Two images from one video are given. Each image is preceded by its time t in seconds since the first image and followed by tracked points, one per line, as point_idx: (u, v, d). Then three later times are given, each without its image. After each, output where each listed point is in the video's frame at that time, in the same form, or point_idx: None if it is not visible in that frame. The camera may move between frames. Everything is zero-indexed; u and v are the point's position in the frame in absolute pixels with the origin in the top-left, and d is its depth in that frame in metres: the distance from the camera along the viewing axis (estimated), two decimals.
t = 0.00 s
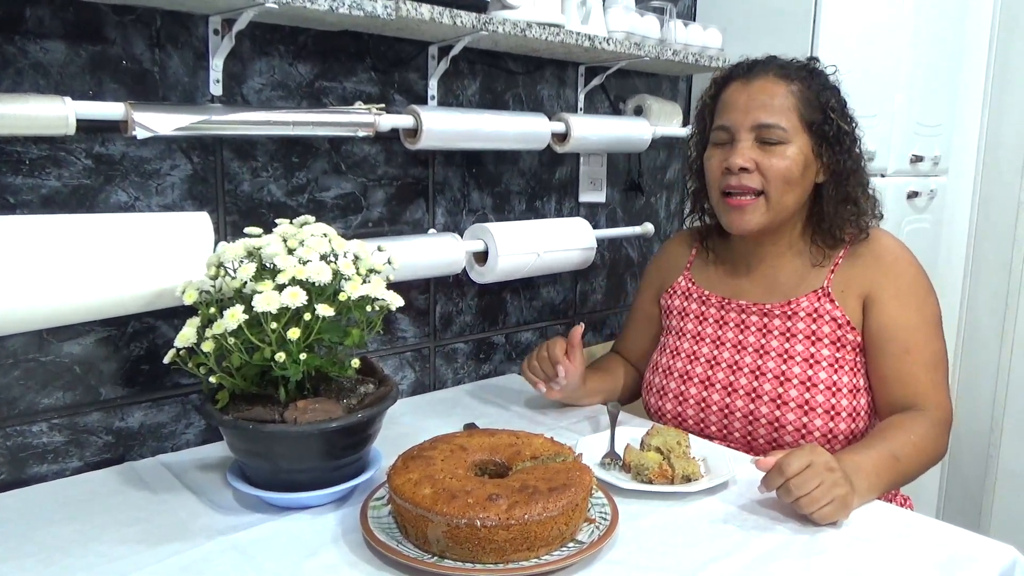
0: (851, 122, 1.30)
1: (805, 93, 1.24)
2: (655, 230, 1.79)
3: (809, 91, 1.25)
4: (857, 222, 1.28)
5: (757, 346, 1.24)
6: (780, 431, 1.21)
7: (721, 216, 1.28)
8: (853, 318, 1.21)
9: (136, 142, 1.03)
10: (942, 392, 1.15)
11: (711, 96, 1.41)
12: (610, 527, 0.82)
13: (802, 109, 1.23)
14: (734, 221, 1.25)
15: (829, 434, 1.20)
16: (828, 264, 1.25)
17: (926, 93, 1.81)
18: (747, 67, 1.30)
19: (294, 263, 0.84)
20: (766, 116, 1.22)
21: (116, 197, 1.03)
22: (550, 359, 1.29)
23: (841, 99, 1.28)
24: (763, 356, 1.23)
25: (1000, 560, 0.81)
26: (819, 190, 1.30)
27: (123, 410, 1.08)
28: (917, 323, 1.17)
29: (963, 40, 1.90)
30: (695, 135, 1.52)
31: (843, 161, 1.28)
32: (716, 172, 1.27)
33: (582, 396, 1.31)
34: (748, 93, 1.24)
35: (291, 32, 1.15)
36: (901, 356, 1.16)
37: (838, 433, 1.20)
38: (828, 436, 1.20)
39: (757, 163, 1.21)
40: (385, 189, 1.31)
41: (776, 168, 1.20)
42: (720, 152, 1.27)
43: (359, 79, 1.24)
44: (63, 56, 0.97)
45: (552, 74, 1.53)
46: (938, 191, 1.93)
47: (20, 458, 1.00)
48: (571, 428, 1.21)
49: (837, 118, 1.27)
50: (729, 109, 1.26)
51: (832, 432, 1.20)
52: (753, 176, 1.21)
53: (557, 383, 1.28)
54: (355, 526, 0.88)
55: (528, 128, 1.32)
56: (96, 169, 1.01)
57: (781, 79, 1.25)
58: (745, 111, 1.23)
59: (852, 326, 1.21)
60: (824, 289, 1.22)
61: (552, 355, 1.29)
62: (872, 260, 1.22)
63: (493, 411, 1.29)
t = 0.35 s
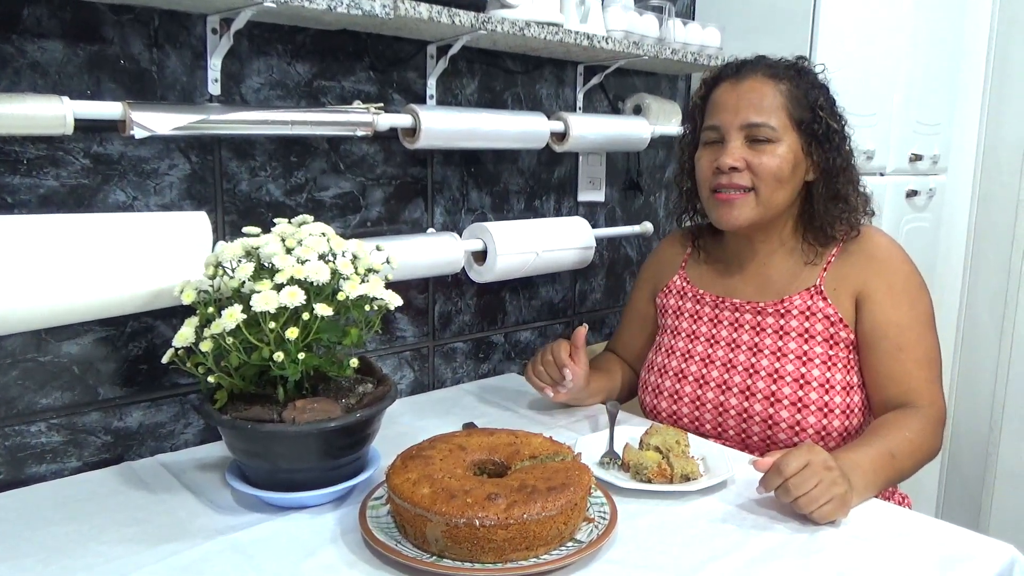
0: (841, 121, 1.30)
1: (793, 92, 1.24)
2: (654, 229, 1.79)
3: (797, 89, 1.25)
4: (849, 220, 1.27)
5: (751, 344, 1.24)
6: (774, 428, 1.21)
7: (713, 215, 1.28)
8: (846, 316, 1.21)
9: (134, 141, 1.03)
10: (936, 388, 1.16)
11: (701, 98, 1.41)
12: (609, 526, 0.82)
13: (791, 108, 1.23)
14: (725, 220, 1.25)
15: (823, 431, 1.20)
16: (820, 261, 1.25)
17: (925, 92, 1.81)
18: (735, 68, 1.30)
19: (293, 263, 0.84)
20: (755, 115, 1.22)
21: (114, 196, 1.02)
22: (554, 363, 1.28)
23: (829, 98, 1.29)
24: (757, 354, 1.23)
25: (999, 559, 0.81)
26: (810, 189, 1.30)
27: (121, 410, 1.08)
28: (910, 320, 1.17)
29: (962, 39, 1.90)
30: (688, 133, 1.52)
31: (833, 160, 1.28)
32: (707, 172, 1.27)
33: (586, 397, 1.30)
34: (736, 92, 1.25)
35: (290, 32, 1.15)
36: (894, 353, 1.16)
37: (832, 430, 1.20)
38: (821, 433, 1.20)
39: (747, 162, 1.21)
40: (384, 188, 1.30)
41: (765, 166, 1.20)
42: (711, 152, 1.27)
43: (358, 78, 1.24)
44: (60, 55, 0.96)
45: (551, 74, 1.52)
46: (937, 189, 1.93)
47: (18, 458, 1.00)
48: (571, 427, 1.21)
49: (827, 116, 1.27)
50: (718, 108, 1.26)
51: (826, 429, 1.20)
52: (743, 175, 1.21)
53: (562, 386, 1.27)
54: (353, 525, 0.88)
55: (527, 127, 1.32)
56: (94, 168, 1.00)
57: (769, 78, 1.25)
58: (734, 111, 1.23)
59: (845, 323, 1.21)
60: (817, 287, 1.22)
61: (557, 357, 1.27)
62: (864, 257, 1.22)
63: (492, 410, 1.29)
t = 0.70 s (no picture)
0: (841, 120, 1.30)
1: (793, 96, 1.24)
2: (653, 229, 1.79)
3: (797, 92, 1.24)
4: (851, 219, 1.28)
5: (752, 343, 1.24)
6: (775, 426, 1.21)
7: (716, 219, 1.28)
8: (848, 316, 1.21)
9: (133, 141, 1.03)
10: (936, 388, 1.15)
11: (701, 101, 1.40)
12: (609, 525, 0.82)
13: (790, 113, 1.23)
14: (728, 223, 1.25)
15: (824, 429, 1.20)
16: (823, 260, 1.25)
17: (924, 92, 1.81)
18: (734, 71, 1.29)
19: (292, 263, 0.84)
20: (756, 122, 1.21)
21: (113, 196, 1.02)
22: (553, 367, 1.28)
23: (829, 99, 1.28)
24: (759, 352, 1.23)
25: (999, 559, 0.81)
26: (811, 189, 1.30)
27: (121, 410, 1.08)
28: (911, 319, 1.17)
29: (961, 38, 1.90)
30: (688, 133, 1.52)
31: (834, 161, 1.27)
32: (710, 177, 1.27)
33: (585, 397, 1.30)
34: (737, 99, 1.24)
35: (289, 31, 1.15)
36: (895, 352, 1.16)
37: (833, 428, 1.19)
38: (823, 431, 1.20)
39: (749, 170, 1.20)
40: (383, 188, 1.30)
41: (768, 173, 1.19)
42: (713, 158, 1.27)
43: (357, 78, 1.24)
44: (59, 55, 0.96)
45: (550, 74, 1.52)
46: (936, 189, 1.93)
47: (18, 458, 1.00)
48: (570, 427, 1.21)
49: (826, 118, 1.26)
50: (719, 114, 1.25)
51: (827, 427, 1.19)
52: (745, 181, 1.21)
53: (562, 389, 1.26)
54: (353, 526, 0.88)
55: (526, 126, 1.32)
56: (93, 168, 1.00)
57: (768, 82, 1.24)
58: (734, 118, 1.23)
59: (847, 322, 1.21)
60: (819, 285, 1.22)
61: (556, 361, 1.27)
62: (866, 257, 1.22)
63: (492, 410, 1.29)
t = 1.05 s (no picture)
0: (851, 128, 1.28)
1: (803, 109, 1.22)
2: (653, 229, 1.79)
3: (808, 104, 1.22)
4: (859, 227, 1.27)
5: (757, 341, 1.24)
6: (778, 426, 1.21)
7: (725, 227, 1.28)
8: (852, 317, 1.21)
9: (133, 141, 1.03)
10: (939, 392, 1.15)
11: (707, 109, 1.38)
12: (609, 525, 0.82)
13: (801, 126, 1.21)
14: (736, 233, 1.26)
15: (826, 429, 1.19)
16: (828, 263, 1.25)
17: (924, 92, 1.81)
18: (743, 81, 1.27)
19: (292, 263, 0.84)
20: (766, 138, 1.20)
21: (113, 196, 1.02)
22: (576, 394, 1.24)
23: (840, 108, 1.26)
24: (763, 350, 1.23)
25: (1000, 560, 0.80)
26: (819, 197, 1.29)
27: (121, 410, 1.08)
28: (914, 320, 1.17)
29: (962, 38, 1.90)
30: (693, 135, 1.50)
31: (843, 171, 1.26)
32: (719, 188, 1.26)
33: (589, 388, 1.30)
34: (746, 113, 1.22)
35: (289, 31, 1.15)
36: (898, 354, 1.16)
37: (835, 428, 1.19)
38: (824, 431, 1.20)
39: (759, 185, 1.20)
40: (383, 188, 1.30)
41: (777, 190, 1.19)
42: (722, 169, 1.26)
43: (357, 78, 1.24)
44: (59, 55, 0.96)
45: (550, 74, 1.52)
46: (936, 189, 1.93)
47: (17, 458, 1.00)
48: (571, 428, 1.21)
49: (837, 128, 1.24)
50: (728, 127, 1.24)
51: (830, 427, 1.19)
52: (755, 196, 1.21)
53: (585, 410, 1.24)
54: (353, 525, 0.88)
55: (525, 126, 1.32)
56: (93, 168, 1.00)
57: (778, 95, 1.22)
58: (744, 132, 1.21)
59: (851, 322, 1.21)
60: (823, 286, 1.23)
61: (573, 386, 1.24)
62: (873, 259, 1.22)
63: (492, 410, 1.29)
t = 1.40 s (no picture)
0: (833, 147, 1.19)
1: (776, 140, 1.12)
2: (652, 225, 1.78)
3: (780, 134, 1.13)
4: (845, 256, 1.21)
5: (746, 355, 1.23)
6: (775, 440, 1.21)
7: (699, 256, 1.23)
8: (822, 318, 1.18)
9: (128, 138, 1.03)
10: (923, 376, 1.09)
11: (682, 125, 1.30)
12: (607, 522, 0.82)
13: (771, 159, 1.12)
14: (709, 262, 1.21)
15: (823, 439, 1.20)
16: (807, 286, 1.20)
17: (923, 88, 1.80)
18: (712, 104, 1.17)
19: (287, 260, 0.83)
20: (733, 174, 1.12)
21: (108, 193, 1.02)
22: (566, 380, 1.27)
23: (819, 131, 1.16)
24: (755, 364, 1.22)
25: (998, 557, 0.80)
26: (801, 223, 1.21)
27: (117, 407, 1.07)
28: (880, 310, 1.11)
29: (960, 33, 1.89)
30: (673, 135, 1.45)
31: (823, 201, 1.17)
32: (689, 215, 1.20)
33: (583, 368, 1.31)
34: (712, 144, 1.13)
35: (284, 27, 1.14)
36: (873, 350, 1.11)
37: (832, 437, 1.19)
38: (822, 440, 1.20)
39: (728, 221, 1.14)
40: (380, 184, 1.30)
41: (745, 228, 1.13)
42: (693, 196, 1.20)
43: (354, 73, 1.24)
44: (53, 51, 0.96)
45: (547, 69, 1.52)
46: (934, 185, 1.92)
47: (13, 457, 1.00)
48: (569, 424, 1.20)
49: (814, 156, 1.15)
50: (695, 157, 1.16)
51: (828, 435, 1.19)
52: (724, 230, 1.15)
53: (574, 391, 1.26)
54: (350, 524, 0.87)
55: (523, 122, 1.31)
56: (87, 165, 1.00)
57: (748, 127, 1.12)
58: (710, 167, 1.13)
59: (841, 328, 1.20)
60: (802, 311, 1.19)
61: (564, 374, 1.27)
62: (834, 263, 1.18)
63: (489, 407, 1.29)
